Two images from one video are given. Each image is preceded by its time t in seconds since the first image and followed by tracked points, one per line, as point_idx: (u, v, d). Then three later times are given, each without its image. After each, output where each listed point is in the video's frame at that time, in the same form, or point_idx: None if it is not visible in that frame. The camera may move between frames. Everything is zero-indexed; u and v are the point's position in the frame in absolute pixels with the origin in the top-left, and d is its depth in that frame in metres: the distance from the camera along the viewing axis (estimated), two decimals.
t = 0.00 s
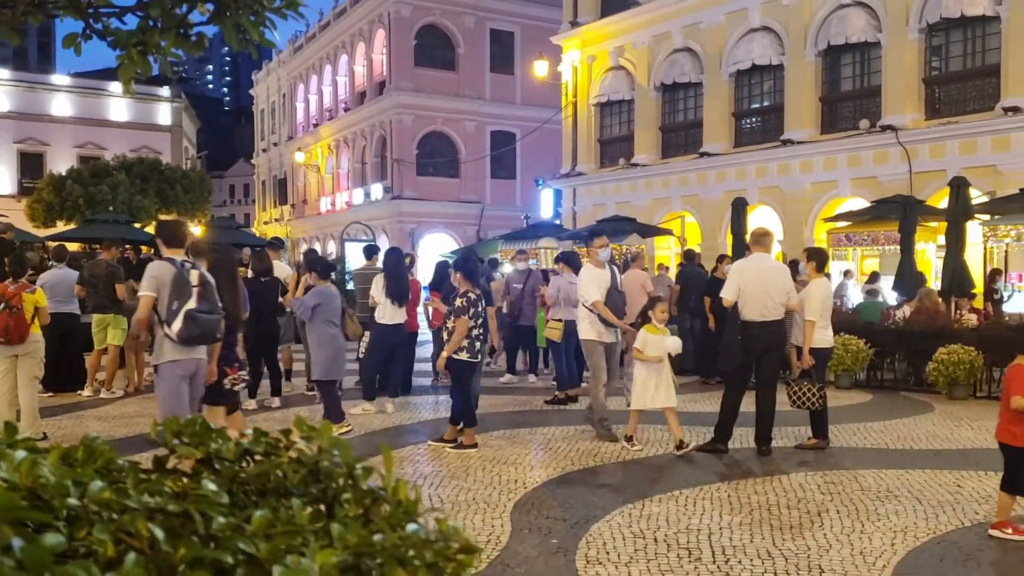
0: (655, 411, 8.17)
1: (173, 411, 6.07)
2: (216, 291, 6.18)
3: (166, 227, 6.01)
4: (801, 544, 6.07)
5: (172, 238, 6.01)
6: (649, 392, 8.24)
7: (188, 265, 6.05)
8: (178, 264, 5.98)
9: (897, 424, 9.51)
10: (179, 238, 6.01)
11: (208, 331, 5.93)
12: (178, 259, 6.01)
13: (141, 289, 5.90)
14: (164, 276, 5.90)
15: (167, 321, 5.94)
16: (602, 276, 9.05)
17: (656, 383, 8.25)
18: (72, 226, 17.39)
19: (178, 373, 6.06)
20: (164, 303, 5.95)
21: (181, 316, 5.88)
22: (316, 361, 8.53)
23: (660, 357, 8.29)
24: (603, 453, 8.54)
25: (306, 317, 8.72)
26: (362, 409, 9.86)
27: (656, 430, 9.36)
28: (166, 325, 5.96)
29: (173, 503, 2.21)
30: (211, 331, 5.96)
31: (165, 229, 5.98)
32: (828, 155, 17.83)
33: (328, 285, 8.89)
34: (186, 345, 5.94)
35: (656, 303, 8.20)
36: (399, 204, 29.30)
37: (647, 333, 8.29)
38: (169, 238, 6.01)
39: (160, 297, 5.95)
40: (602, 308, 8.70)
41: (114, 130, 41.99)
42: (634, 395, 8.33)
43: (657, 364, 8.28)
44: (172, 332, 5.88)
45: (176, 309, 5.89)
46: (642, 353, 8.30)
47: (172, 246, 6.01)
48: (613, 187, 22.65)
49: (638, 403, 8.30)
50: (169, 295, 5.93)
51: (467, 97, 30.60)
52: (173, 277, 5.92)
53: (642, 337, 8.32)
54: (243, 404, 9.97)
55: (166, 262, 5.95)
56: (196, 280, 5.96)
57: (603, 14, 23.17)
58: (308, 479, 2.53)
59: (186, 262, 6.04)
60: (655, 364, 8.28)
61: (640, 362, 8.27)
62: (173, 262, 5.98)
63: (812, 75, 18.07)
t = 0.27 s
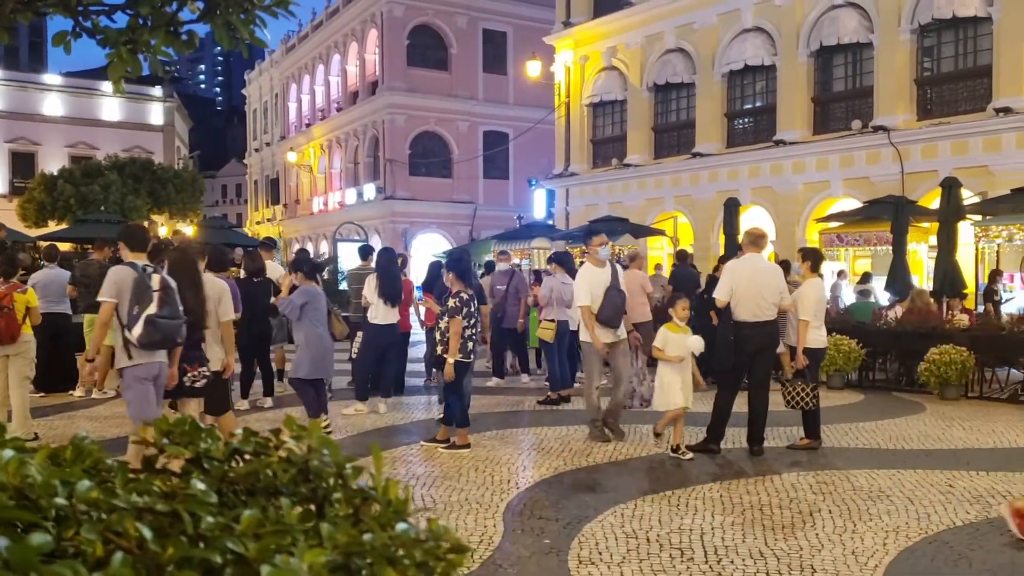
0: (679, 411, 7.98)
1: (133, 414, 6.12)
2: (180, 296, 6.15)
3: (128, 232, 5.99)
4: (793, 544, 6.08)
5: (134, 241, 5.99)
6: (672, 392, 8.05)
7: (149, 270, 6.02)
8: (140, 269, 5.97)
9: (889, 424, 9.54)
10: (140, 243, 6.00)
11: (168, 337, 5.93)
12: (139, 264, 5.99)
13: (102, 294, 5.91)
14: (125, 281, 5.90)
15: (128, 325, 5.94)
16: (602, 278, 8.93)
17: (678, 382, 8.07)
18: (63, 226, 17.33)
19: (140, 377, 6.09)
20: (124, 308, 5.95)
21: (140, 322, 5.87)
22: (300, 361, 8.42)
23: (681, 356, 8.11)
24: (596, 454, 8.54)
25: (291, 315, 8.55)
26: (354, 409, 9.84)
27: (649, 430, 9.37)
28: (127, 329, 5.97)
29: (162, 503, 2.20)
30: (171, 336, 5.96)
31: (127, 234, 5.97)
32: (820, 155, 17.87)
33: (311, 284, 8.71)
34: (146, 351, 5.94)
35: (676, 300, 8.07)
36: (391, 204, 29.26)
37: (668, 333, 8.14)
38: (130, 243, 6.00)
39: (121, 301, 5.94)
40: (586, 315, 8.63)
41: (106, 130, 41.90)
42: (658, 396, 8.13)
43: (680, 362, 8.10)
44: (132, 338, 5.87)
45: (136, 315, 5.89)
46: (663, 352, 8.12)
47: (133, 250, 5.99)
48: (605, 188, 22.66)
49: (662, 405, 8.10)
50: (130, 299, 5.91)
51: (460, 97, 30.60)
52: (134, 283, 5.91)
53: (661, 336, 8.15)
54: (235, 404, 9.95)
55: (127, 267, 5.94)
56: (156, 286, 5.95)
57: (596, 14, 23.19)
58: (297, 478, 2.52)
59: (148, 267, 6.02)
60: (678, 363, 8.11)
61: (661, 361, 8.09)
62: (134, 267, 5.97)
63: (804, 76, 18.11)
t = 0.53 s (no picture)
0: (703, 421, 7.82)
1: (84, 408, 6.36)
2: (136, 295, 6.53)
3: (92, 231, 6.34)
4: (785, 543, 6.10)
5: (96, 242, 6.33)
6: (695, 400, 7.90)
7: (110, 268, 6.38)
8: (102, 267, 6.30)
9: (880, 423, 9.57)
10: (102, 242, 6.35)
11: (129, 334, 6.28)
12: (101, 262, 6.34)
13: (64, 290, 6.20)
14: (89, 278, 6.23)
15: (88, 322, 6.26)
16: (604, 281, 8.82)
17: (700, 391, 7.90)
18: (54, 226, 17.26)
19: (95, 371, 6.37)
20: (85, 304, 6.26)
21: (103, 318, 6.21)
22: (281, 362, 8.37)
23: (704, 363, 7.96)
24: (589, 453, 8.56)
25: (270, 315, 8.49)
26: (346, 409, 9.83)
27: (642, 429, 9.40)
28: (86, 325, 6.27)
29: (150, 503, 2.20)
30: (132, 333, 6.31)
31: (90, 232, 6.31)
32: (812, 155, 17.90)
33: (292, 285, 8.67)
34: (106, 347, 6.27)
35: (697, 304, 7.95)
36: (384, 203, 29.21)
37: (692, 340, 7.95)
38: (93, 241, 6.32)
39: (83, 297, 6.25)
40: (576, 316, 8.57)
41: (97, 129, 41.96)
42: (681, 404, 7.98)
43: (704, 370, 7.93)
44: (93, 335, 6.19)
45: (99, 311, 6.23)
46: (686, 359, 7.94)
47: (95, 249, 6.33)
48: (598, 187, 22.69)
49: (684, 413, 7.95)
50: (93, 297, 6.24)
51: (453, 96, 30.59)
52: (97, 280, 6.25)
53: (684, 342, 7.94)
54: (227, 404, 9.93)
55: (90, 264, 6.25)
56: (118, 285, 6.32)
57: (588, 14, 23.21)
58: (288, 478, 2.52)
59: (109, 265, 6.37)
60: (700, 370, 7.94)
61: (684, 368, 7.90)
62: (97, 264, 6.30)
63: (796, 75, 18.15)
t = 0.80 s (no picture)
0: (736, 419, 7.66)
1: (41, 412, 6.36)
2: (94, 298, 6.55)
3: (45, 235, 6.33)
4: (778, 543, 6.11)
5: (51, 245, 6.33)
6: (725, 399, 7.73)
7: (66, 271, 6.38)
8: (57, 271, 6.30)
9: (874, 423, 9.59)
10: (56, 246, 6.34)
11: (85, 337, 6.30)
12: (56, 266, 6.32)
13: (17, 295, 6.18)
14: (43, 282, 6.21)
15: (44, 326, 6.25)
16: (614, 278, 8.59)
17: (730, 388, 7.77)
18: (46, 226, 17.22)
19: (52, 375, 6.36)
20: (40, 309, 6.25)
21: (58, 322, 6.21)
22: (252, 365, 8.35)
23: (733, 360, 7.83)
24: (583, 453, 8.57)
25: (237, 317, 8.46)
26: (341, 409, 9.83)
27: (636, 429, 9.41)
28: (42, 329, 6.26)
29: (141, 503, 2.20)
30: (87, 336, 6.32)
31: (43, 237, 6.30)
32: (806, 155, 17.93)
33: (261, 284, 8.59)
34: (62, 350, 6.27)
35: (720, 302, 7.86)
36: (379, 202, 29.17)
37: (716, 337, 7.83)
38: (47, 245, 6.31)
39: (37, 301, 6.24)
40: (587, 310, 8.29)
41: (91, 128, 41.87)
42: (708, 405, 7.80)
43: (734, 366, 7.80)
44: (49, 338, 6.19)
45: (54, 315, 6.21)
46: (714, 357, 7.80)
47: (49, 253, 6.32)
48: (592, 187, 22.70)
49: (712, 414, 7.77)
50: (48, 301, 6.24)
51: (448, 96, 30.58)
52: (51, 284, 6.24)
53: (711, 339, 7.80)
54: (221, 404, 9.91)
55: (43, 268, 6.23)
56: (71, 287, 6.30)
57: (583, 14, 23.22)
58: (280, 479, 2.51)
59: (64, 268, 6.37)
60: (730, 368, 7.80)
61: (713, 366, 7.77)
62: (50, 267, 6.28)
63: (791, 76, 18.18)
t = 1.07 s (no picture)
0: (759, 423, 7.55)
1: None
2: (45, 294, 6.62)
3: None
4: (770, 541, 6.12)
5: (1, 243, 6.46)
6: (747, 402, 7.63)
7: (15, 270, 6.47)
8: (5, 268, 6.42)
9: (865, 422, 9.62)
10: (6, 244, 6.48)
11: (28, 334, 6.36)
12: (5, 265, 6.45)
13: None
14: None
15: None
16: (622, 280, 8.20)
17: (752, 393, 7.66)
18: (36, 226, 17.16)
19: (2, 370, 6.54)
20: None
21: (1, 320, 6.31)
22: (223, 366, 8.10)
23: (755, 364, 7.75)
24: (575, 452, 8.58)
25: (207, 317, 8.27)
26: (333, 409, 9.81)
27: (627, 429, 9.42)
28: None
29: (125, 503, 2.20)
30: (31, 334, 6.39)
31: None
32: (797, 155, 17.97)
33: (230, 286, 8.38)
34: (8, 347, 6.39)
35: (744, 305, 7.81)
36: (371, 202, 29.13)
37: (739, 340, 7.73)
38: None
39: None
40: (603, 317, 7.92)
41: (82, 128, 41.71)
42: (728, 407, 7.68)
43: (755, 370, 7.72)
44: None
45: None
46: (737, 360, 7.70)
47: None
48: (584, 187, 22.72)
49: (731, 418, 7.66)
50: None
51: (440, 96, 30.57)
52: None
53: (735, 342, 7.70)
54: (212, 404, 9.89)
55: None
56: (18, 286, 6.40)
57: (574, 14, 23.23)
58: (266, 479, 2.51)
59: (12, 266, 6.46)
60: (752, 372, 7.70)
61: (737, 369, 7.66)
62: None
63: (781, 76, 18.22)
